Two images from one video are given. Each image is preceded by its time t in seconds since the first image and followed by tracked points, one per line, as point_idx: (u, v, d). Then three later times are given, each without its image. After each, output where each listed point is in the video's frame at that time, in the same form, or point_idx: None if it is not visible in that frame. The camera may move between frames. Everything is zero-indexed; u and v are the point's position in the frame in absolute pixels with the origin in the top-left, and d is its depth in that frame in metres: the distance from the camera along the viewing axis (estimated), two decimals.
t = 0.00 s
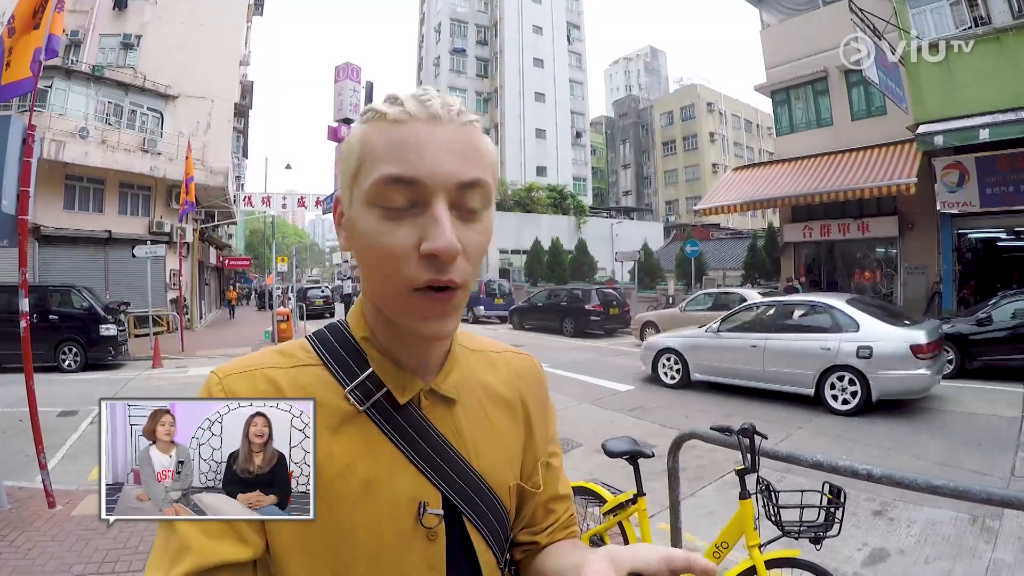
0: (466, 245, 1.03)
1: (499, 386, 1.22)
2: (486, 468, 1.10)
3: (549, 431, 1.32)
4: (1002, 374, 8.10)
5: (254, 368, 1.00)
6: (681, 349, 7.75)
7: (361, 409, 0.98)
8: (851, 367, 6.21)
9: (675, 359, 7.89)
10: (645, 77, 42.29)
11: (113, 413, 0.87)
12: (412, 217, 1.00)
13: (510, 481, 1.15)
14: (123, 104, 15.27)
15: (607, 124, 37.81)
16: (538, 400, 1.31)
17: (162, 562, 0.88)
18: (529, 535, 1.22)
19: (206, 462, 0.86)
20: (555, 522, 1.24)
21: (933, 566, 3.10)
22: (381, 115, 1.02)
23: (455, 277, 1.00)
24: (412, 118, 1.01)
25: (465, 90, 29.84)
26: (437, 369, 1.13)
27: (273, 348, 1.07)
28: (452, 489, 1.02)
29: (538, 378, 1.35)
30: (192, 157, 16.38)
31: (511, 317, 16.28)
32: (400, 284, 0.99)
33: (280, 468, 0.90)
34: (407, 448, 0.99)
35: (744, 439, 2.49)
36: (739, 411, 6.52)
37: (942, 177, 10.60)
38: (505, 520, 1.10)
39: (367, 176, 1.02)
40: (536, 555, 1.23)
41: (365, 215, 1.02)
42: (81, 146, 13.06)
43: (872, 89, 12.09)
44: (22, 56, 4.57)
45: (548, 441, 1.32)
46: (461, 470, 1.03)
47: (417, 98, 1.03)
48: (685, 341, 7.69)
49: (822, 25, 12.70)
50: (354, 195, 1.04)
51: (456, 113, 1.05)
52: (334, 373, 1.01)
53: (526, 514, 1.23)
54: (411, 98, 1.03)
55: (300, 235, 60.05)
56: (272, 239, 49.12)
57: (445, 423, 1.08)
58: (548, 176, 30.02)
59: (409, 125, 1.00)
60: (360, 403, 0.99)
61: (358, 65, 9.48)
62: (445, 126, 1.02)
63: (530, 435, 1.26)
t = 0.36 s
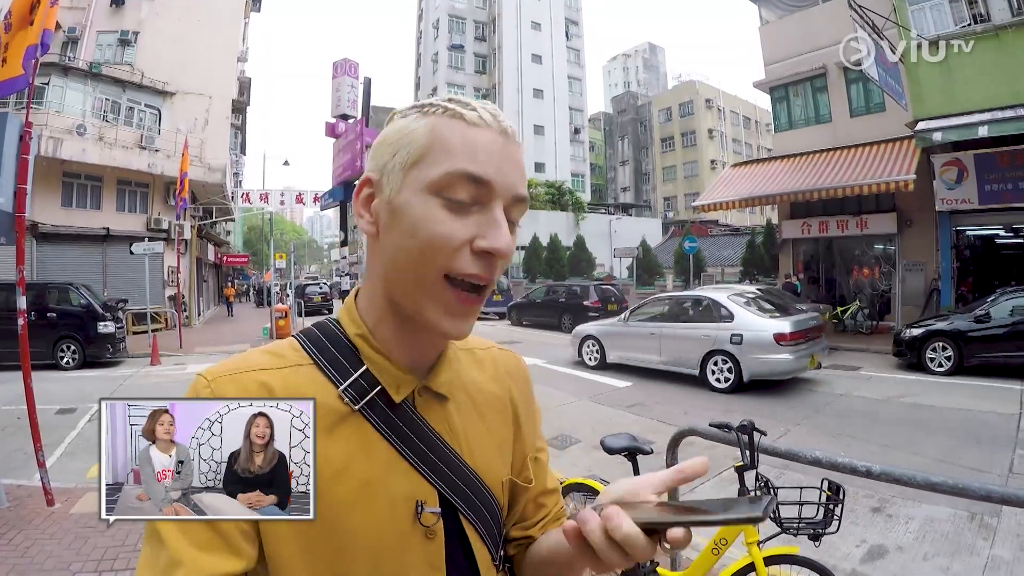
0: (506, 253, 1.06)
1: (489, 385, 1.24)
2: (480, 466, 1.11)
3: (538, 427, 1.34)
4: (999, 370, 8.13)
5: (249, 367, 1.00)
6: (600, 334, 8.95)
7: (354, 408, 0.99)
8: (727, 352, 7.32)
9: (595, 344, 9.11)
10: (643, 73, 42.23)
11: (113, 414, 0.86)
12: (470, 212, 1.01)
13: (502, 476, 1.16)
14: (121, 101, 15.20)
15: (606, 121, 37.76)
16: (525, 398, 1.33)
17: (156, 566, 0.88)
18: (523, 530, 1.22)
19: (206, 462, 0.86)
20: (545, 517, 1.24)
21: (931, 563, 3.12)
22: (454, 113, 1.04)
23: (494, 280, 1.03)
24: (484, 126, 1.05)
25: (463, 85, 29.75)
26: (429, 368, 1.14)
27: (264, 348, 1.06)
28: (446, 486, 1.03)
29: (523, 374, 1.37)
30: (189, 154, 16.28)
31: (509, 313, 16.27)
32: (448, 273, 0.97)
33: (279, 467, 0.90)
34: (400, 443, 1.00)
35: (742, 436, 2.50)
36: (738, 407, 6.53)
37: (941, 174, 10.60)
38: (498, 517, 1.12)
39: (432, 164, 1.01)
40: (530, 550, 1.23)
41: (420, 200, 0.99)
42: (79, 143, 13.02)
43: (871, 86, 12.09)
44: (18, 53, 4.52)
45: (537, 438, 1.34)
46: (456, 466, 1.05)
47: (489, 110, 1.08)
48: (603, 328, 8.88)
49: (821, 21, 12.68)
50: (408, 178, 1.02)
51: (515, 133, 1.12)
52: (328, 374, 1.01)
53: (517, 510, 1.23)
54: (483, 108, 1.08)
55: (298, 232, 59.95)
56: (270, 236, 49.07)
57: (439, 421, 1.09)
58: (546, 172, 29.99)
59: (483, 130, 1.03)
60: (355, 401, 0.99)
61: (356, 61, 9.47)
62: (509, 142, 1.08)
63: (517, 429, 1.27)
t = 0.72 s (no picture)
0: (475, 230, 1.02)
1: (487, 382, 1.23)
2: (474, 464, 1.11)
3: (533, 425, 1.33)
4: (989, 367, 8.21)
5: (249, 361, 1.00)
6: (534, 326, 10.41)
7: (352, 403, 0.99)
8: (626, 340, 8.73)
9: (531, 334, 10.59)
10: (637, 71, 42.31)
11: (113, 414, 0.86)
12: (426, 191, 1.01)
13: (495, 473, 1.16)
14: (114, 98, 15.07)
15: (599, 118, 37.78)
16: (523, 396, 1.32)
17: (151, 561, 0.88)
18: (514, 525, 1.21)
19: (206, 463, 0.86)
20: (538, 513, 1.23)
21: (923, 559, 3.15)
22: (415, 103, 1.07)
23: (462, 254, 0.98)
24: (443, 108, 1.06)
25: (457, 83, 29.71)
26: (429, 364, 1.14)
27: (266, 340, 1.06)
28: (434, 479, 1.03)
29: (521, 373, 1.36)
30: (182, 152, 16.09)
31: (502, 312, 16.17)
32: (404, 251, 0.97)
33: (279, 465, 0.90)
34: (394, 437, 1.00)
35: (734, 432, 2.51)
36: (731, 404, 6.56)
37: (934, 173, 10.63)
38: (492, 515, 1.11)
39: (391, 151, 1.05)
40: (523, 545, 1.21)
41: (382, 186, 1.03)
42: (71, 141, 12.93)
43: (864, 84, 12.16)
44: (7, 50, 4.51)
45: (531, 436, 1.33)
46: (452, 467, 1.05)
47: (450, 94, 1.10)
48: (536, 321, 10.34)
49: (814, 19, 12.73)
50: (376, 169, 1.06)
51: (485, 112, 1.10)
52: (327, 368, 1.01)
53: (510, 507, 1.22)
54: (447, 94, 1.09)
55: (290, 229, 59.70)
56: (263, 234, 48.85)
57: (435, 418, 1.09)
58: (540, 170, 29.99)
59: (438, 111, 1.05)
60: (352, 395, 0.99)
61: (349, 59, 9.43)
62: (472, 118, 1.06)
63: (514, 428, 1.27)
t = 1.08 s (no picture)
0: (453, 253, 1.02)
1: (480, 378, 1.23)
2: (464, 460, 1.12)
3: (526, 420, 1.34)
4: (977, 363, 8.31)
5: (246, 351, 1.02)
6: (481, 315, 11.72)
7: (343, 395, 1.00)
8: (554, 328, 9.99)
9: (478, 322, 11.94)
10: (629, 68, 42.36)
11: (113, 414, 0.86)
12: (404, 214, 1.01)
13: (483, 471, 1.16)
14: (105, 94, 14.91)
15: (592, 115, 37.78)
16: (516, 392, 1.32)
17: (147, 541, 0.89)
18: (502, 520, 1.22)
19: (206, 462, 0.86)
20: (525, 511, 1.23)
21: (912, 553, 3.19)
22: (401, 115, 1.04)
23: (438, 281, 1.00)
24: (423, 121, 1.03)
25: (450, 79, 29.64)
26: (420, 361, 1.14)
27: (263, 333, 1.07)
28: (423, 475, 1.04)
29: (518, 369, 1.36)
30: (173, 148, 15.98)
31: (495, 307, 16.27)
32: (381, 275, 1.00)
33: (275, 461, 0.90)
34: (385, 432, 1.01)
35: (724, 427, 2.52)
36: (723, 400, 6.60)
37: (925, 170, 10.70)
38: (480, 508, 1.13)
39: (372, 167, 1.04)
40: (509, 541, 1.22)
41: (363, 205, 1.03)
42: (61, 137, 12.84)
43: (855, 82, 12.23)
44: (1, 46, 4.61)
45: (524, 432, 1.33)
46: (441, 462, 1.05)
47: (436, 105, 1.05)
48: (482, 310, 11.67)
49: (807, 16, 12.77)
50: (359, 183, 1.06)
51: (474, 125, 1.05)
52: (321, 361, 1.02)
53: (499, 502, 1.22)
54: (433, 104, 1.05)
55: (282, 226, 59.37)
56: (254, 230, 48.58)
57: (425, 413, 1.09)
58: (532, 166, 29.97)
59: (421, 128, 1.01)
60: (344, 388, 1.00)
61: (341, 55, 9.39)
62: (457, 136, 1.02)
63: (507, 425, 1.27)
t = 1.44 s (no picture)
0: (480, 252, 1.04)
1: (467, 369, 1.23)
2: (454, 450, 1.12)
3: (514, 411, 1.33)
4: (970, 361, 8.38)
5: (232, 349, 1.01)
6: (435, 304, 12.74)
7: (332, 388, 0.99)
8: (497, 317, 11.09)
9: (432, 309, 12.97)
10: (624, 66, 42.40)
11: (114, 413, 0.88)
12: (440, 211, 1.00)
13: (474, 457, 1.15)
14: (98, 92, 14.80)
15: (587, 113, 37.77)
16: (503, 383, 1.32)
17: (137, 539, 0.88)
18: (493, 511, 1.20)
19: (206, 462, 0.89)
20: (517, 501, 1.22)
21: (906, 549, 3.22)
22: (426, 113, 1.02)
23: (464, 274, 1.02)
24: (454, 124, 1.02)
25: (444, 77, 29.56)
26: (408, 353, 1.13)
27: (249, 331, 1.06)
28: (412, 465, 1.04)
29: (504, 361, 1.36)
30: (167, 146, 15.89)
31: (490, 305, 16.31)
32: (416, 268, 0.98)
33: (272, 459, 0.91)
34: (375, 422, 1.01)
35: (717, 424, 2.53)
36: (718, 398, 6.63)
37: (919, 169, 10.75)
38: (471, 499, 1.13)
39: (403, 163, 1.00)
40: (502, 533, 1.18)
41: (391, 199, 0.99)
42: (55, 135, 12.77)
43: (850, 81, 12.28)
44: None
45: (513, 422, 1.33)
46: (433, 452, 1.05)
47: (455, 108, 1.05)
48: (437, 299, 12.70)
49: (802, 16, 12.81)
50: (382, 176, 1.01)
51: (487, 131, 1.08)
52: (308, 355, 1.01)
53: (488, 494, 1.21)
54: (455, 109, 1.05)
55: (276, 224, 59.12)
56: (248, 229, 48.34)
57: (414, 403, 1.09)
58: (527, 164, 29.96)
59: (454, 130, 1.01)
60: (333, 381, 0.99)
61: (336, 53, 9.35)
62: (480, 141, 1.05)
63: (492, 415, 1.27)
